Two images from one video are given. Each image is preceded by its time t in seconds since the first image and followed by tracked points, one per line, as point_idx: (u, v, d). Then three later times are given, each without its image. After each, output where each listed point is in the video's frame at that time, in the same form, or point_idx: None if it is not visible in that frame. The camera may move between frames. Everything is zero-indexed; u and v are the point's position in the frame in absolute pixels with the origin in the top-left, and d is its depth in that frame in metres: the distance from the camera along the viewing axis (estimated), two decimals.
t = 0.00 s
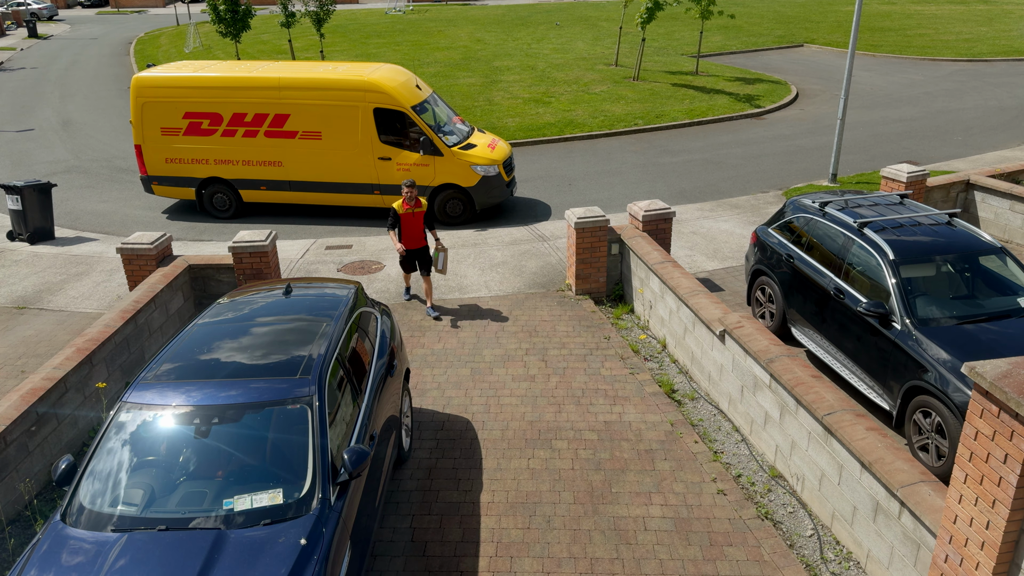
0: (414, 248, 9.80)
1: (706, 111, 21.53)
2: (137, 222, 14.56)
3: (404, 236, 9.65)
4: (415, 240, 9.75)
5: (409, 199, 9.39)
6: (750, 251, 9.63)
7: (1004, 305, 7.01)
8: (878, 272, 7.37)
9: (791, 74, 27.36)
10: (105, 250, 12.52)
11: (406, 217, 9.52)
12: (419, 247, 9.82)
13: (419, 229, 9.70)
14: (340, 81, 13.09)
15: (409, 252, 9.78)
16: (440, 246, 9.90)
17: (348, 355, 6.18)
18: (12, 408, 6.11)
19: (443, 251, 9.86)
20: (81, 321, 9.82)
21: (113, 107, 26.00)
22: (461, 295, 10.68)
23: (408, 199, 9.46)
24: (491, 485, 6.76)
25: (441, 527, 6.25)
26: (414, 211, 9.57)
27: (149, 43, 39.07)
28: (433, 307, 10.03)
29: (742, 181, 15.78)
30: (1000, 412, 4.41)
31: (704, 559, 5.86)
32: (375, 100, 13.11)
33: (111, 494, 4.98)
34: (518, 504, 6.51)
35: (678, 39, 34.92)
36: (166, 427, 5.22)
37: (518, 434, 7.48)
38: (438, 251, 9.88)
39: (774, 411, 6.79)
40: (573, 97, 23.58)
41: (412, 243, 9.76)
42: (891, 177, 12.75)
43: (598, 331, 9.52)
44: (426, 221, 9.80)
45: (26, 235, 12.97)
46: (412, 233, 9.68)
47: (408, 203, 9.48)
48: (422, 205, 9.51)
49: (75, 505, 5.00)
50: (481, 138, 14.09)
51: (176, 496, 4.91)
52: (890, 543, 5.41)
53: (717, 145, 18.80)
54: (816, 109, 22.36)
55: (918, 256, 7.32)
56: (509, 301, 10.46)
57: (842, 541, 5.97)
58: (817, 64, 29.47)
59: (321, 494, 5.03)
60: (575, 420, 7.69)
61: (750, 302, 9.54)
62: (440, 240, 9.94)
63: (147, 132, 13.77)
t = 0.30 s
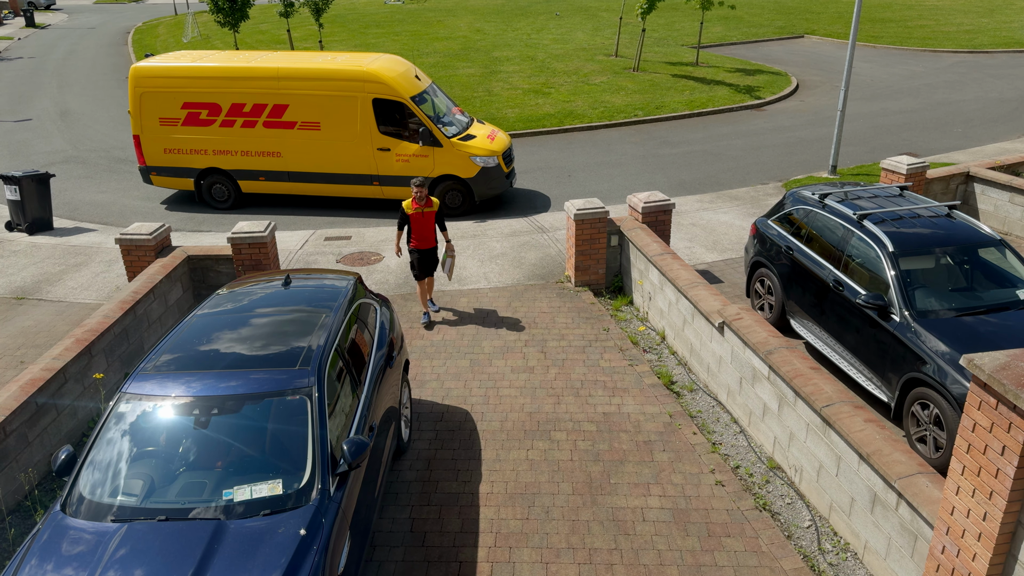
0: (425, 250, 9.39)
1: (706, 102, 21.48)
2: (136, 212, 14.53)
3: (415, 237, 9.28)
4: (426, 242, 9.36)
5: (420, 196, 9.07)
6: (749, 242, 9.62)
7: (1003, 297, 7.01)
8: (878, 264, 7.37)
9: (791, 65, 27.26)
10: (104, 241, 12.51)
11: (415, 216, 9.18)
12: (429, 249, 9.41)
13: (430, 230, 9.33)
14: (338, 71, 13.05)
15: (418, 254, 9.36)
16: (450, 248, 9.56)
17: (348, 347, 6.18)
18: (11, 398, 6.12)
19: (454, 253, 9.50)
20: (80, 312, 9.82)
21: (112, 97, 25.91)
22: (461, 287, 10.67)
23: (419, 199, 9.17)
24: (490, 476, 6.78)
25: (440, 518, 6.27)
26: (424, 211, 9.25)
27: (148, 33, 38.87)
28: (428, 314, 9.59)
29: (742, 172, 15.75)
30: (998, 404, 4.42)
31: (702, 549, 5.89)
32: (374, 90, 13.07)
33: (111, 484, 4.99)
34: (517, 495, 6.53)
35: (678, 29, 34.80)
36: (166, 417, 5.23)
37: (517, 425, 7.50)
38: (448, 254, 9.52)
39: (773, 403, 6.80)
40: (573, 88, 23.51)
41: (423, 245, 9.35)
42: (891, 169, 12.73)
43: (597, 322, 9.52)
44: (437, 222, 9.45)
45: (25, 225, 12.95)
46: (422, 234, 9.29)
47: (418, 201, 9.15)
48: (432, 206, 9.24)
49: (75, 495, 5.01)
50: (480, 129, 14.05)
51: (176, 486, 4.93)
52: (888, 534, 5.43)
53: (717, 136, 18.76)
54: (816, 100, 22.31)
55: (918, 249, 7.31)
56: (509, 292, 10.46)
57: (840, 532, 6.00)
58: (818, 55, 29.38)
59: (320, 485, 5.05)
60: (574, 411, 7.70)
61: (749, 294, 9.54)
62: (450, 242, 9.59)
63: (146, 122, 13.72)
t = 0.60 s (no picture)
0: (430, 257, 8.89)
1: (704, 93, 21.43)
2: (133, 203, 14.50)
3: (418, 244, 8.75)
4: (431, 248, 8.84)
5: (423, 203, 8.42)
6: (746, 233, 9.62)
7: (999, 288, 7.03)
8: (875, 255, 7.38)
9: (790, 55, 27.19)
10: (100, 231, 12.48)
11: (419, 223, 8.59)
12: (435, 254, 8.91)
13: (435, 235, 8.76)
14: (335, 61, 13.00)
15: (423, 261, 8.87)
16: (457, 254, 8.99)
17: (345, 337, 6.18)
18: (9, 389, 6.12)
19: (461, 261, 8.96)
20: (77, 302, 9.80)
21: (108, 87, 25.78)
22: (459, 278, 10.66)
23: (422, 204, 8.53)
24: (488, 467, 6.80)
25: (438, 508, 6.29)
26: (428, 216, 8.63)
27: (143, 23, 38.62)
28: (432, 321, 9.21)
29: (740, 163, 15.74)
30: (994, 395, 4.44)
31: (699, 539, 5.92)
32: (371, 81, 13.02)
33: (109, 474, 5.00)
34: (514, 485, 6.55)
35: (677, 19, 34.66)
36: (164, 408, 5.23)
37: (514, 416, 7.51)
38: (455, 260, 8.99)
39: (769, 393, 6.82)
40: (571, 78, 23.44)
41: (427, 252, 8.84)
42: (889, 160, 12.73)
43: (594, 314, 9.53)
44: (443, 226, 8.86)
45: (21, 216, 12.91)
46: (427, 241, 8.75)
47: (422, 207, 8.53)
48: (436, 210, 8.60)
49: (73, 485, 5.02)
50: (478, 119, 14.01)
51: (174, 476, 4.94)
52: (883, 524, 5.46)
53: (715, 127, 18.73)
54: (815, 91, 22.27)
55: (915, 240, 7.32)
56: (506, 283, 10.45)
57: (835, 521, 6.03)
58: (816, 45, 29.31)
59: (318, 475, 5.06)
60: (571, 402, 7.72)
61: (746, 285, 9.54)
62: (457, 247, 9.01)
63: (142, 112, 13.66)
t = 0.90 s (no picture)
0: (436, 264, 8.55)
1: (702, 82, 21.37)
2: (129, 193, 14.45)
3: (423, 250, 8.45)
4: (436, 256, 8.53)
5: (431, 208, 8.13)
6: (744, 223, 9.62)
7: (996, 278, 7.04)
8: (872, 245, 7.38)
9: (788, 44, 27.09)
10: (97, 222, 12.44)
11: (426, 228, 8.28)
12: (442, 262, 8.57)
13: (441, 242, 8.45)
14: (331, 50, 12.93)
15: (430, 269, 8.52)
16: (464, 262, 8.63)
17: (342, 328, 6.19)
18: (6, 379, 6.12)
19: (468, 269, 8.59)
20: (73, 293, 9.78)
21: (103, 77, 25.64)
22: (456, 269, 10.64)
23: (429, 210, 8.25)
24: (485, 456, 6.82)
25: (436, 497, 6.32)
26: (435, 222, 8.34)
27: (138, 11, 38.34)
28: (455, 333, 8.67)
29: (737, 153, 15.71)
30: (989, 384, 4.46)
31: (695, 528, 5.95)
32: (367, 70, 12.96)
33: (106, 464, 5.01)
34: (512, 475, 6.57)
35: (675, 8, 34.51)
36: (161, 398, 5.23)
37: (512, 406, 7.53)
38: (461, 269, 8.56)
39: (766, 383, 6.84)
40: (568, 67, 23.35)
41: (434, 259, 8.51)
42: (886, 150, 12.71)
43: (592, 304, 9.53)
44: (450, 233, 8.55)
45: (17, 206, 12.86)
46: (433, 247, 8.44)
47: (429, 212, 8.25)
48: (443, 216, 8.30)
49: (71, 475, 5.03)
50: (475, 109, 13.97)
51: (172, 467, 4.94)
52: (879, 513, 5.49)
53: (713, 116, 18.69)
54: (813, 80, 22.21)
55: (912, 229, 7.32)
56: (503, 274, 10.44)
57: (831, 510, 6.06)
58: (814, 34, 29.23)
59: (316, 465, 5.07)
60: (568, 392, 7.73)
61: (743, 275, 9.55)
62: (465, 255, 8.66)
63: (138, 101, 13.60)
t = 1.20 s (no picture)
0: (446, 266, 7.96)
1: (702, 67, 21.27)
2: (126, 178, 14.40)
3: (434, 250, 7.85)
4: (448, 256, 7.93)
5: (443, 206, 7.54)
6: (742, 209, 9.61)
7: (994, 264, 7.04)
8: (870, 230, 7.38)
9: (788, 29, 26.94)
10: (94, 208, 12.40)
11: (437, 227, 7.68)
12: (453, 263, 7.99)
13: (453, 242, 7.86)
14: (328, 34, 12.86)
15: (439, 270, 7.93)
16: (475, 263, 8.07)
17: (341, 314, 6.19)
18: (5, 365, 6.13)
19: (479, 271, 8.05)
20: (71, 279, 9.77)
21: (99, 61, 25.49)
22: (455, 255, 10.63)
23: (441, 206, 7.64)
24: (483, 442, 6.84)
25: (435, 482, 6.35)
26: (446, 220, 7.74)
27: None
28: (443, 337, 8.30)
29: (736, 139, 15.67)
30: (986, 369, 4.47)
31: (693, 512, 5.98)
32: (365, 54, 12.90)
33: (106, 449, 5.02)
34: (510, 460, 6.60)
35: None
36: (160, 384, 5.24)
37: (510, 391, 7.55)
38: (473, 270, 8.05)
39: (763, 368, 6.86)
40: (567, 52, 23.23)
41: (443, 259, 7.92)
42: (885, 136, 12.68)
43: (591, 290, 9.53)
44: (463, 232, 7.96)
45: (14, 191, 12.82)
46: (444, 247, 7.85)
47: (441, 209, 7.65)
48: (455, 213, 7.72)
49: (71, 461, 5.04)
50: (473, 94, 13.91)
51: (172, 452, 4.96)
52: (875, 497, 5.53)
53: (712, 102, 18.62)
54: (813, 65, 22.12)
55: (910, 215, 7.31)
56: (502, 260, 10.43)
57: (828, 495, 6.10)
58: (814, 19, 29.07)
59: (315, 450, 5.08)
60: (567, 377, 7.75)
61: (741, 261, 9.55)
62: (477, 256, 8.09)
63: (134, 86, 13.52)
